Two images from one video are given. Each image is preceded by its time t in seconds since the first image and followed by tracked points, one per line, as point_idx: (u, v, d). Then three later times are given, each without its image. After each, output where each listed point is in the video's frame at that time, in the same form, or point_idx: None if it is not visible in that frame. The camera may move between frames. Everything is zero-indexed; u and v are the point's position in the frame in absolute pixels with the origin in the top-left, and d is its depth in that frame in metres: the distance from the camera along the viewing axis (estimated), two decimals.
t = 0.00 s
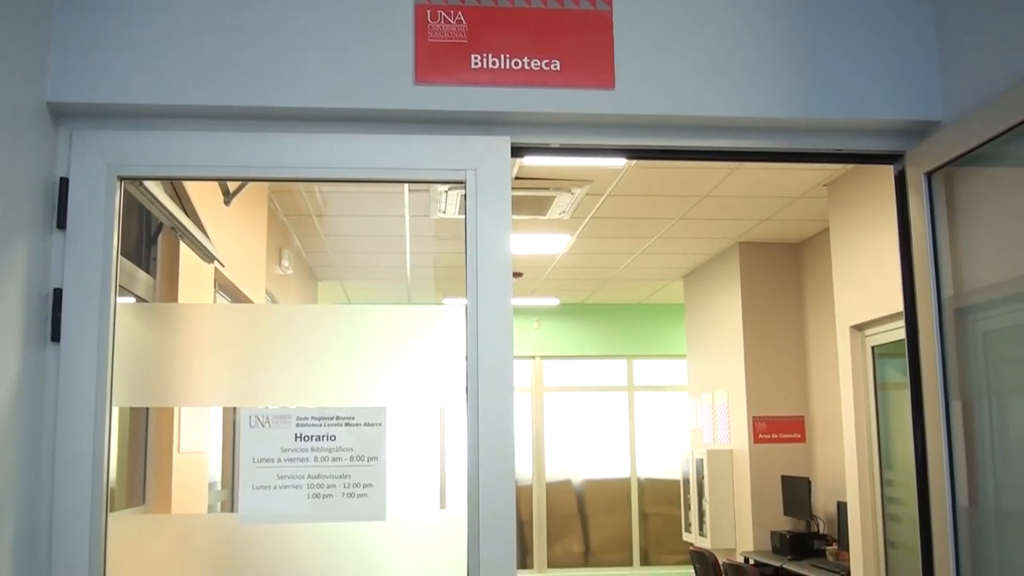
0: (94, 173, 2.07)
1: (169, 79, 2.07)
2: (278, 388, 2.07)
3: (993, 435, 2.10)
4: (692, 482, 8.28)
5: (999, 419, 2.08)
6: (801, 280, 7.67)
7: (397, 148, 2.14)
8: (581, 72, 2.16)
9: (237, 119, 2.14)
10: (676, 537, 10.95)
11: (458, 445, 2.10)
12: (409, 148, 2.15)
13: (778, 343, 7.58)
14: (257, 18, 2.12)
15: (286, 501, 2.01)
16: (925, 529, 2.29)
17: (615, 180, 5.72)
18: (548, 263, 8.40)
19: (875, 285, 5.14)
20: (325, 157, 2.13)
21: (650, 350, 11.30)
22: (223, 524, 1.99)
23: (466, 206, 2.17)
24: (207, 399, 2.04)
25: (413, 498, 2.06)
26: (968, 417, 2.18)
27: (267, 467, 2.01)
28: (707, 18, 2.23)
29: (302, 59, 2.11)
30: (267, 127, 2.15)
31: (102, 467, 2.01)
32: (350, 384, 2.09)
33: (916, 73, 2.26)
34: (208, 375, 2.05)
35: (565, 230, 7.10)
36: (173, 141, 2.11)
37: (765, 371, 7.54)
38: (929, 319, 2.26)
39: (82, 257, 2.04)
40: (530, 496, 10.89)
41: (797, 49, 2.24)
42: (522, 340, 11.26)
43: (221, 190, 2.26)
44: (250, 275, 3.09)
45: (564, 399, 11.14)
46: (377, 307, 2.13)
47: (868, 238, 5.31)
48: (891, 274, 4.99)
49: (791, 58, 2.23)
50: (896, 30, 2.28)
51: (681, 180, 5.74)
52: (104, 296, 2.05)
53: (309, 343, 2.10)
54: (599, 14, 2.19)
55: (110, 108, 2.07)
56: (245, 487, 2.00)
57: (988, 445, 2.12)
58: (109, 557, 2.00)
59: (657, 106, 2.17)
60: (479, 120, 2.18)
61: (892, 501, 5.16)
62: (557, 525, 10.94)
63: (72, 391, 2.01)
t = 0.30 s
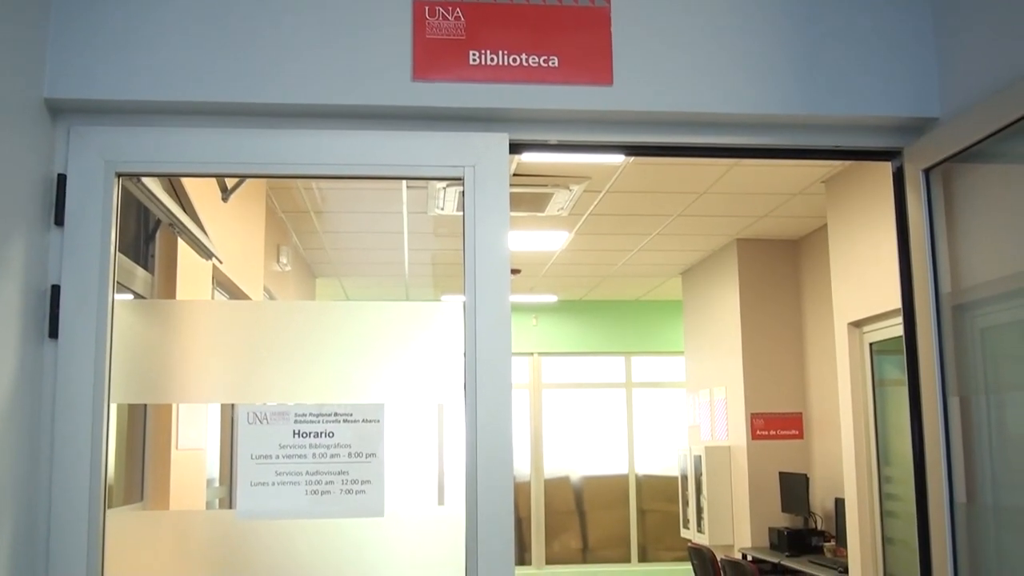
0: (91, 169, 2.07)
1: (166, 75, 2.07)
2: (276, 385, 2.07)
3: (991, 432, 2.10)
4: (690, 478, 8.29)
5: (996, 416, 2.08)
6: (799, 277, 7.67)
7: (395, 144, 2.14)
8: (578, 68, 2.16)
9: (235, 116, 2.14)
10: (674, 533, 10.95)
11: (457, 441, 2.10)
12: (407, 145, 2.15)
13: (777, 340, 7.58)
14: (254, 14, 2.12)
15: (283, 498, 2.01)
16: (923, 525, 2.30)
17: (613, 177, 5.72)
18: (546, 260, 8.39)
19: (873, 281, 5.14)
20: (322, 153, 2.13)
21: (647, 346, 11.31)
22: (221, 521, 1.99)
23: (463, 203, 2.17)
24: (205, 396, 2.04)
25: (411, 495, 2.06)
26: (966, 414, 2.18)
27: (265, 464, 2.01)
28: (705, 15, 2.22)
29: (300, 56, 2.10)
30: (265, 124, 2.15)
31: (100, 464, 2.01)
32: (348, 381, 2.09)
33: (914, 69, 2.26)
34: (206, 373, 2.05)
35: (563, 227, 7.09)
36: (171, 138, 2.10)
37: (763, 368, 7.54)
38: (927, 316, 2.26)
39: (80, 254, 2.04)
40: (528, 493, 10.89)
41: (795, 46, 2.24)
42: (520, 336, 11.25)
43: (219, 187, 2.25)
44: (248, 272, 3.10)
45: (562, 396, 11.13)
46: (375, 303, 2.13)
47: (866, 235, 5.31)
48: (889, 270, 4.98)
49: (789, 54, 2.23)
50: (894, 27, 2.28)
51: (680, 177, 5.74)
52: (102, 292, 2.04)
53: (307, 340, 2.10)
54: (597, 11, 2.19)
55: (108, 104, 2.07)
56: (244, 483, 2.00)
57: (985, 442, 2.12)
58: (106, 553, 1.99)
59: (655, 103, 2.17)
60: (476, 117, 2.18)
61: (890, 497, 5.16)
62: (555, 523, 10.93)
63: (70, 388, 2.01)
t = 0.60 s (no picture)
0: (89, 166, 2.07)
1: (165, 72, 2.07)
2: (275, 382, 2.07)
3: (989, 429, 2.10)
4: (688, 475, 8.30)
5: (995, 413, 2.09)
6: (797, 273, 7.67)
7: (393, 141, 2.14)
8: (577, 65, 2.16)
9: (233, 112, 2.13)
10: (672, 531, 10.97)
11: (455, 439, 2.10)
12: (406, 142, 2.14)
13: (774, 338, 7.59)
14: (252, 11, 2.11)
15: (281, 495, 2.01)
16: (921, 522, 2.30)
17: (611, 174, 5.72)
18: (545, 256, 8.40)
19: (872, 279, 5.14)
20: (321, 150, 2.12)
21: (643, 341, 11.31)
22: (220, 518, 1.99)
23: (462, 200, 2.16)
24: (204, 393, 2.04)
25: (410, 492, 2.06)
26: (964, 411, 2.18)
27: (264, 461, 2.01)
28: (704, 11, 2.22)
29: (298, 52, 2.10)
30: (263, 120, 2.14)
31: (98, 461, 2.01)
32: (347, 378, 2.09)
33: (913, 66, 2.26)
34: (204, 370, 2.05)
35: (561, 224, 7.10)
36: (169, 135, 2.10)
37: (761, 365, 7.55)
38: (925, 312, 2.26)
39: (78, 251, 2.03)
40: (527, 490, 10.90)
41: (793, 42, 2.24)
42: (519, 333, 11.26)
43: (217, 183, 2.25)
44: (247, 269, 3.10)
45: (561, 393, 11.15)
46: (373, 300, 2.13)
47: (865, 232, 5.31)
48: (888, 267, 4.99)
49: (788, 50, 2.23)
50: (893, 23, 2.28)
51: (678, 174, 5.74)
52: (100, 288, 2.04)
53: (307, 337, 2.10)
54: (596, 7, 2.19)
55: (106, 100, 2.07)
56: (242, 480, 2.00)
57: (983, 439, 2.12)
58: (105, 550, 1.99)
59: (653, 100, 2.17)
60: (475, 114, 2.18)
61: (888, 494, 5.17)
62: (553, 520, 10.94)
63: (67, 385, 2.00)
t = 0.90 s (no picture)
0: (86, 162, 2.06)
1: (162, 68, 2.06)
2: (274, 379, 2.07)
3: (986, 426, 2.11)
4: (686, 472, 8.31)
5: (992, 410, 2.09)
6: (794, 270, 7.67)
7: (391, 137, 2.14)
8: (574, 62, 2.16)
9: (231, 109, 2.13)
10: (670, 527, 10.99)
11: (453, 435, 2.10)
12: (403, 138, 2.14)
13: (771, 334, 7.60)
14: (249, 7, 2.11)
15: (278, 491, 2.01)
16: (918, 519, 2.31)
17: (609, 171, 5.71)
18: (542, 253, 8.40)
19: (869, 275, 5.15)
20: (318, 146, 2.12)
21: (640, 338, 11.33)
22: (216, 514, 1.99)
23: (459, 196, 2.16)
24: (201, 389, 2.04)
25: (407, 489, 2.06)
26: (961, 407, 2.19)
27: (260, 457, 2.01)
28: (702, 8, 2.22)
29: (296, 48, 2.10)
30: (261, 117, 2.14)
31: (96, 457, 2.01)
32: (345, 374, 2.09)
33: (910, 63, 2.26)
34: (202, 367, 2.05)
35: (558, 221, 7.10)
36: (166, 131, 2.09)
37: (759, 362, 7.56)
38: (922, 309, 2.26)
39: (75, 248, 2.03)
40: (524, 486, 10.91)
41: (791, 39, 2.24)
42: (516, 330, 11.26)
43: (215, 179, 2.25)
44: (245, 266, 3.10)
45: (558, 390, 11.16)
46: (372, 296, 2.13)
47: (862, 229, 5.31)
48: (885, 264, 4.99)
49: (785, 47, 2.23)
50: (890, 20, 2.28)
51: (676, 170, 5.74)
52: (97, 284, 2.03)
53: (304, 334, 2.09)
54: (593, 3, 2.19)
55: (103, 96, 2.06)
56: (239, 477, 2.00)
57: (980, 436, 2.12)
58: (102, 547, 1.99)
59: (651, 97, 2.16)
60: (472, 110, 2.18)
61: (885, 491, 5.18)
62: (551, 516, 10.95)
63: (64, 384, 2.00)
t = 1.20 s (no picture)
0: (79, 157, 2.06)
1: (155, 62, 2.06)
2: (268, 373, 2.06)
3: (979, 421, 2.11)
4: (680, 467, 8.32)
5: (985, 404, 2.10)
6: (789, 266, 7.68)
7: (385, 132, 2.13)
8: (569, 56, 2.15)
9: (225, 103, 2.13)
10: (664, 522, 11.02)
11: (447, 429, 2.10)
12: (398, 132, 2.14)
13: (765, 330, 7.61)
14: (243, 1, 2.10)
15: (272, 486, 2.01)
16: (912, 513, 2.31)
17: (604, 166, 5.71)
18: (537, 248, 8.40)
19: (863, 271, 5.16)
20: (312, 141, 2.12)
21: (635, 332, 11.32)
22: (210, 508, 1.99)
23: (454, 191, 2.16)
24: (196, 384, 2.04)
25: (402, 484, 2.06)
26: (954, 401, 2.19)
27: (255, 452, 2.01)
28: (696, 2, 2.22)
29: (290, 43, 2.09)
30: (255, 111, 2.13)
31: (89, 452, 2.00)
32: (339, 369, 2.09)
33: (905, 57, 2.26)
34: (196, 361, 2.05)
35: (553, 216, 7.10)
36: (159, 125, 2.09)
37: (753, 357, 7.57)
38: (916, 303, 2.27)
39: (68, 242, 2.03)
40: (519, 481, 10.94)
41: (785, 34, 2.24)
42: (511, 325, 11.26)
43: (208, 174, 2.24)
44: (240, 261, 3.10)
45: (553, 385, 11.17)
46: (366, 291, 2.13)
47: (856, 224, 5.32)
48: (879, 259, 5.00)
49: (780, 42, 2.23)
50: (885, 15, 2.28)
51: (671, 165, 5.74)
52: (91, 279, 2.03)
53: (298, 329, 2.09)
54: None
55: (97, 90, 2.05)
56: (233, 472, 2.00)
57: (973, 430, 2.13)
58: (96, 541, 1.99)
59: (646, 91, 2.16)
60: (467, 104, 2.17)
61: (879, 485, 5.19)
62: (546, 511, 10.97)
63: (57, 380, 2.00)
